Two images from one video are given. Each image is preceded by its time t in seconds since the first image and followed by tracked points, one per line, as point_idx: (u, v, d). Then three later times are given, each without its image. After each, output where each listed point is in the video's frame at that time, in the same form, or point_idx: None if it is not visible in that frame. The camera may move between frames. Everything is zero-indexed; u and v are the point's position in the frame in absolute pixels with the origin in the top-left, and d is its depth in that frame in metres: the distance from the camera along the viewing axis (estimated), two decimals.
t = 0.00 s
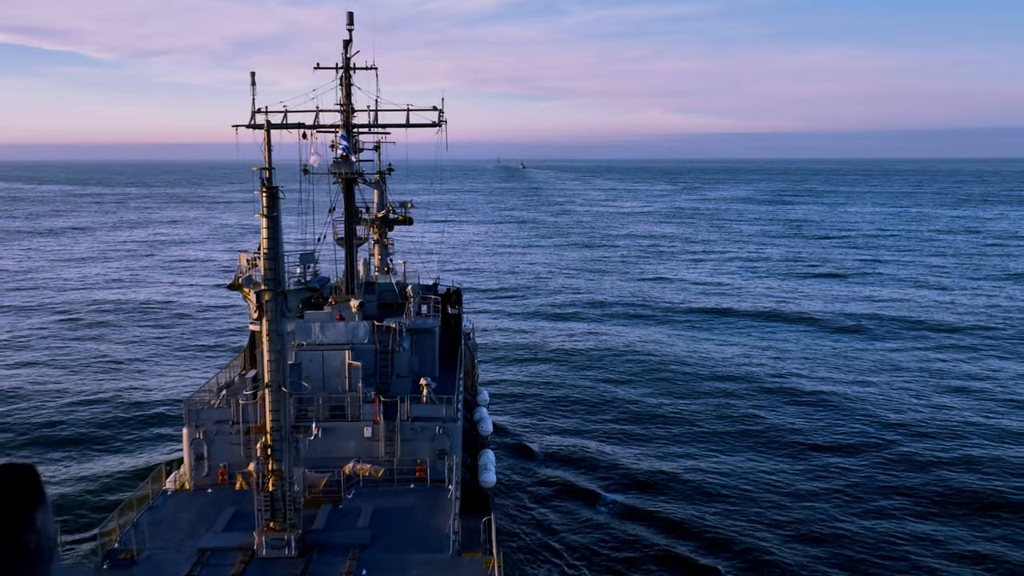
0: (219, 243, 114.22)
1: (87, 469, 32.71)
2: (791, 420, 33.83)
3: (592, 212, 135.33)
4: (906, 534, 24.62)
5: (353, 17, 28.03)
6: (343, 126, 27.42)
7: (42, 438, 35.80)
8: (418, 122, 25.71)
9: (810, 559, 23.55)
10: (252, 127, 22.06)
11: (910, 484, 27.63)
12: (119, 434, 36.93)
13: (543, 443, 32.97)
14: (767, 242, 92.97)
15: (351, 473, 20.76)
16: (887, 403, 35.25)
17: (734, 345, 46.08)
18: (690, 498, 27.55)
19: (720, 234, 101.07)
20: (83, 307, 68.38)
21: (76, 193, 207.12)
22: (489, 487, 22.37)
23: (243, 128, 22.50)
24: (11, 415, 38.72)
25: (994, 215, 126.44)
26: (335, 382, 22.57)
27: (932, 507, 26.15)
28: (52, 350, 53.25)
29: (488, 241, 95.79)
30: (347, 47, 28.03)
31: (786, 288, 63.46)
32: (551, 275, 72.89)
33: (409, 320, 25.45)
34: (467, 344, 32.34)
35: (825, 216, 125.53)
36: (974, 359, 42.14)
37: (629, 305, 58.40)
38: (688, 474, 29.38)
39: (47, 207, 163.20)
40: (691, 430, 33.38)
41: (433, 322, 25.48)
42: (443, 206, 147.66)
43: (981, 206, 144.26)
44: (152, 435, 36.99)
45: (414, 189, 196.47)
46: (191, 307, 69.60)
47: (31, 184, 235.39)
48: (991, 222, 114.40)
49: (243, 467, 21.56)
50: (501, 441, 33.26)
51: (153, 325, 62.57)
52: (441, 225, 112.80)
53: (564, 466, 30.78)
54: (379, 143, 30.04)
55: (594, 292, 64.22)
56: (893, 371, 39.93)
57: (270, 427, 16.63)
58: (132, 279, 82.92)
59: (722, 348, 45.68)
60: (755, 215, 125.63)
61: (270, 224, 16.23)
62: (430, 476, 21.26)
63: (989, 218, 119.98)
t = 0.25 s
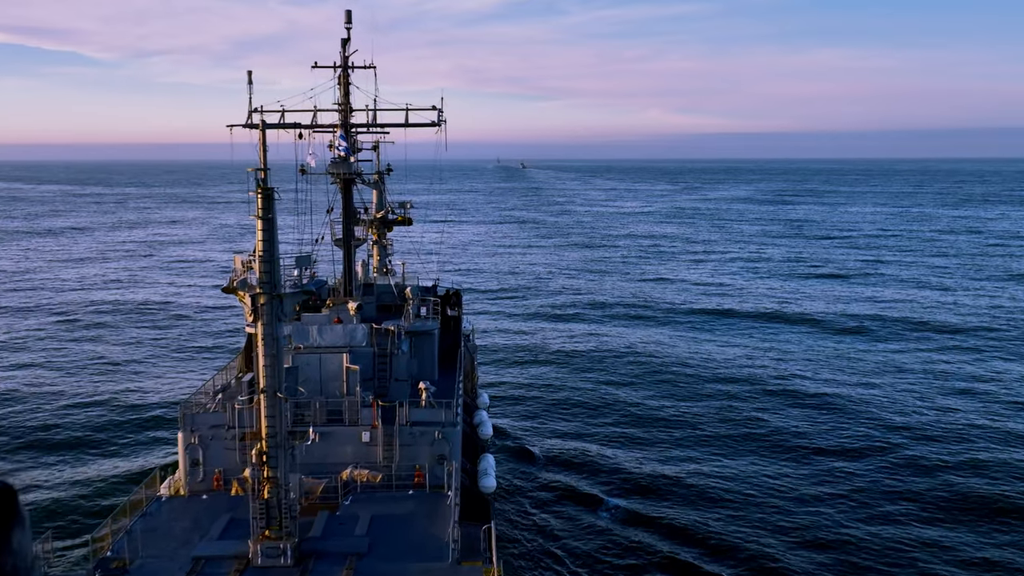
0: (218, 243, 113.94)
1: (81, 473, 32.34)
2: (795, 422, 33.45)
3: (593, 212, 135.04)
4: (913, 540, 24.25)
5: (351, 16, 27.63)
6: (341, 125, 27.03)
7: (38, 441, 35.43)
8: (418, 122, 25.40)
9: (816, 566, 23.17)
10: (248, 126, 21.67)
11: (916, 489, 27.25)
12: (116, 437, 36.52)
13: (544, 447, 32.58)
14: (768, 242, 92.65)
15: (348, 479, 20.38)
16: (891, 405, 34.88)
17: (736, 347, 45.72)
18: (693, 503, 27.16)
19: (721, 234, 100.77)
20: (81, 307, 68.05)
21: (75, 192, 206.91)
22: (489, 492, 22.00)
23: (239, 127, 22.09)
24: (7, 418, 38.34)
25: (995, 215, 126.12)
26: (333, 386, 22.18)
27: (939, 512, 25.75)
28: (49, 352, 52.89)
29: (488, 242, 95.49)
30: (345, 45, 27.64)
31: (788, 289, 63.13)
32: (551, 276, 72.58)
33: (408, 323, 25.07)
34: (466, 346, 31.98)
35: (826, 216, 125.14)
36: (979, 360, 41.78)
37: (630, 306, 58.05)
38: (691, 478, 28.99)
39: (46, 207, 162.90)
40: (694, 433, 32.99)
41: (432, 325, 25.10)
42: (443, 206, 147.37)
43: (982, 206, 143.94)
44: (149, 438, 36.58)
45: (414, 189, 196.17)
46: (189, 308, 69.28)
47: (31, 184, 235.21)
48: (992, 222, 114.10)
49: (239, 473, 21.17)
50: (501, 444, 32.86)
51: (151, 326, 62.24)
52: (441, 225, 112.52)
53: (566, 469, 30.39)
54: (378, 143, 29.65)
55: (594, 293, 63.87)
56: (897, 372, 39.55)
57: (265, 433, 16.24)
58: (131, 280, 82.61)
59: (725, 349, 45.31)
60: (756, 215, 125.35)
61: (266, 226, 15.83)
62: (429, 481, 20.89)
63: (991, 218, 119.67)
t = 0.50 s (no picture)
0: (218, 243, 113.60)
1: (75, 477, 31.92)
2: (800, 425, 33.01)
3: (593, 212, 134.68)
4: (921, 546, 23.83)
5: (349, 14, 27.20)
6: (339, 125, 26.62)
7: (32, 444, 35.01)
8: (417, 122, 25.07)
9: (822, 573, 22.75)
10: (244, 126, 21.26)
11: (924, 494, 26.84)
12: (112, 440, 36.07)
13: (545, 450, 32.15)
14: (769, 242, 92.28)
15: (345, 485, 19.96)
16: (897, 407, 34.47)
17: (739, 348, 45.30)
18: (697, 508, 26.72)
19: (722, 234, 100.44)
20: (79, 308, 67.67)
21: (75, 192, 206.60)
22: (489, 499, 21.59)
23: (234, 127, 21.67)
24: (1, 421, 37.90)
25: (997, 215, 125.74)
26: (330, 390, 21.77)
27: (947, 518, 25.31)
28: (46, 353, 52.47)
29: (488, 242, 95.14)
30: (343, 43, 27.23)
31: (790, 289, 62.76)
32: (552, 276, 72.21)
33: (407, 326, 24.67)
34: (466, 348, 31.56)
35: (828, 216, 124.78)
36: (984, 361, 41.37)
37: (632, 307, 57.66)
38: (695, 482, 28.56)
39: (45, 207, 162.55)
40: (697, 436, 32.56)
41: (432, 328, 24.69)
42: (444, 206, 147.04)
43: (983, 206, 143.55)
44: (145, 441, 36.16)
45: (415, 189, 195.86)
46: (188, 309, 68.90)
47: (30, 184, 234.99)
48: (995, 223, 113.71)
49: (233, 479, 20.75)
50: (501, 448, 32.43)
51: (149, 327, 61.83)
52: (441, 225, 112.19)
53: (567, 473, 29.96)
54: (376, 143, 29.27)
55: (596, 293, 63.49)
56: (902, 374, 39.11)
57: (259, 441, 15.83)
58: (129, 281, 82.17)
59: (727, 350, 44.90)
60: (757, 215, 125.01)
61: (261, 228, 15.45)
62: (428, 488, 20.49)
63: (993, 218, 119.30)
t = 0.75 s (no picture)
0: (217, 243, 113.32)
1: (69, 481, 31.54)
2: (803, 428, 32.68)
3: (594, 212, 134.43)
4: (929, 553, 23.45)
5: (347, 12, 26.85)
6: (337, 124, 26.29)
7: (27, 448, 34.64)
8: (416, 121, 24.86)
9: None
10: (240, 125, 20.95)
11: (930, 499, 26.49)
12: (107, 443, 35.68)
13: (546, 453, 31.84)
14: (770, 242, 92.03)
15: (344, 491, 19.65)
16: (901, 410, 34.16)
17: (740, 349, 45.00)
18: (700, 513, 26.37)
19: (722, 234, 100.23)
20: (77, 309, 67.33)
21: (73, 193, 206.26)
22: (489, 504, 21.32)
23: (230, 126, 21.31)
24: None
25: (998, 215, 125.53)
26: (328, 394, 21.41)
27: (955, 524, 24.95)
28: (44, 355, 52.13)
29: (488, 242, 94.88)
30: (341, 42, 26.87)
31: (792, 290, 62.49)
32: (552, 277, 71.94)
33: (405, 328, 24.33)
34: (465, 350, 31.23)
35: (828, 216, 124.49)
36: (987, 363, 41.08)
37: (633, 307, 57.37)
38: (698, 486, 28.21)
39: (44, 208, 162.18)
40: (700, 439, 32.21)
41: (431, 330, 24.34)
42: (444, 206, 146.75)
43: (984, 206, 143.38)
44: (141, 444, 35.79)
45: (414, 189, 195.61)
46: (187, 310, 68.59)
47: (29, 184, 234.65)
48: (996, 223, 113.40)
49: (230, 485, 20.40)
50: (501, 451, 32.10)
51: (148, 328, 61.54)
52: (441, 226, 112.00)
53: (569, 477, 29.61)
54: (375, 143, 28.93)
55: (596, 294, 63.20)
56: (906, 376, 38.75)
57: (254, 448, 15.50)
58: (128, 281, 81.82)
59: (729, 351, 44.59)
60: (757, 215, 124.80)
61: (256, 230, 15.09)
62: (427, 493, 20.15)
63: (994, 218, 119.10)
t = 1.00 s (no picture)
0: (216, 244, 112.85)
1: (62, 486, 31.07)
2: (808, 431, 32.27)
3: (594, 213, 134.11)
4: (939, 560, 23.05)
5: (345, 10, 26.45)
6: (334, 124, 25.88)
7: (20, 452, 34.17)
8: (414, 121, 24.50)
9: None
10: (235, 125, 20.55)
11: (938, 504, 26.10)
12: (102, 447, 35.21)
13: (547, 456, 31.42)
14: (771, 242, 91.72)
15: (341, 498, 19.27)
16: (906, 412, 33.77)
17: (743, 350, 44.60)
18: (705, 518, 25.95)
19: (723, 234, 99.89)
20: (74, 310, 66.88)
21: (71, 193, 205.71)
22: (489, 510, 20.93)
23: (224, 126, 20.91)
24: None
25: (999, 215, 125.35)
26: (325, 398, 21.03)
27: (965, 530, 24.54)
28: (39, 357, 51.64)
29: (488, 242, 94.52)
30: (339, 40, 26.47)
31: (794, 290, 62.14)
32: (553, 277, 71.56)
33: (404, 331, 23.93)
34: (465, 352, 30.82)
35: (829, 216, 124.13)
36: (992, 364, 40.72)
37: (634, 308, 56.99)
38: (702, 490, 27.80)
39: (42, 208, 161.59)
40: (703, 443, 31.79)
41: (430, 333, 23.95)
42: (444, 207, 146.38)
43: (984, 206, 143.23)
44: (137, 447, 35.34)
45: (414, 189, 195.18)
46: (185, 311, 68.16)
47: (27, 184, 234.07)
48: (998, 223, 113.07)
49: (225, 492, 20.02)
50: (502, 454, 31.69)
51: (145, 329, 61.08)
52: (440, 226, 111.64)
53: (570, 481, 29.20)
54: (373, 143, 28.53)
55: (597, 295, 62.81)
56: (910, 377, 38.37)
57: (248, 456, 15.10)
58: (126, 282, 81.34)
59: (731, 353, 44.19)
60: (758, 215, 124.52)
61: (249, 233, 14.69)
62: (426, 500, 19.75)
63: (995, 218, 118.91)
